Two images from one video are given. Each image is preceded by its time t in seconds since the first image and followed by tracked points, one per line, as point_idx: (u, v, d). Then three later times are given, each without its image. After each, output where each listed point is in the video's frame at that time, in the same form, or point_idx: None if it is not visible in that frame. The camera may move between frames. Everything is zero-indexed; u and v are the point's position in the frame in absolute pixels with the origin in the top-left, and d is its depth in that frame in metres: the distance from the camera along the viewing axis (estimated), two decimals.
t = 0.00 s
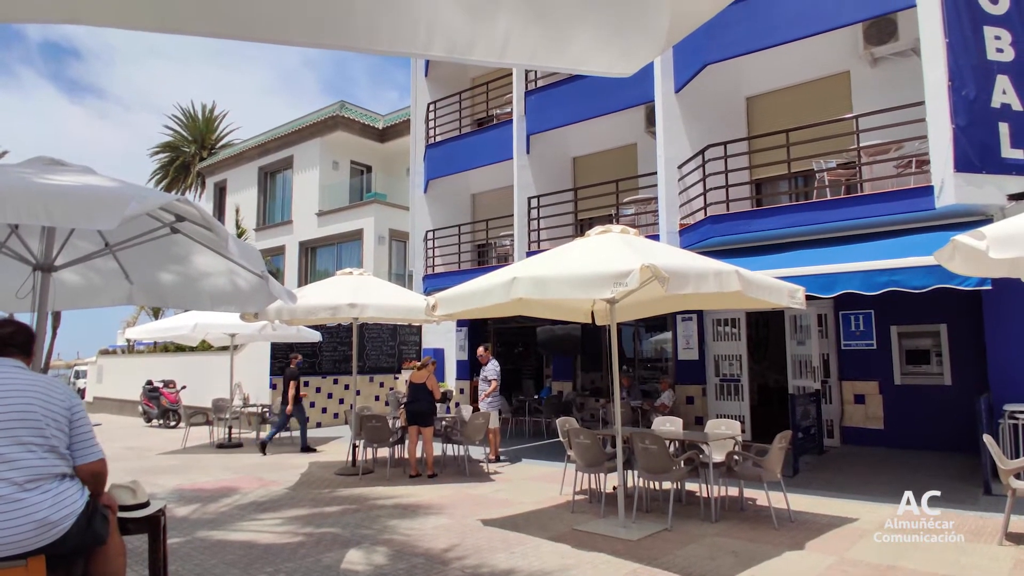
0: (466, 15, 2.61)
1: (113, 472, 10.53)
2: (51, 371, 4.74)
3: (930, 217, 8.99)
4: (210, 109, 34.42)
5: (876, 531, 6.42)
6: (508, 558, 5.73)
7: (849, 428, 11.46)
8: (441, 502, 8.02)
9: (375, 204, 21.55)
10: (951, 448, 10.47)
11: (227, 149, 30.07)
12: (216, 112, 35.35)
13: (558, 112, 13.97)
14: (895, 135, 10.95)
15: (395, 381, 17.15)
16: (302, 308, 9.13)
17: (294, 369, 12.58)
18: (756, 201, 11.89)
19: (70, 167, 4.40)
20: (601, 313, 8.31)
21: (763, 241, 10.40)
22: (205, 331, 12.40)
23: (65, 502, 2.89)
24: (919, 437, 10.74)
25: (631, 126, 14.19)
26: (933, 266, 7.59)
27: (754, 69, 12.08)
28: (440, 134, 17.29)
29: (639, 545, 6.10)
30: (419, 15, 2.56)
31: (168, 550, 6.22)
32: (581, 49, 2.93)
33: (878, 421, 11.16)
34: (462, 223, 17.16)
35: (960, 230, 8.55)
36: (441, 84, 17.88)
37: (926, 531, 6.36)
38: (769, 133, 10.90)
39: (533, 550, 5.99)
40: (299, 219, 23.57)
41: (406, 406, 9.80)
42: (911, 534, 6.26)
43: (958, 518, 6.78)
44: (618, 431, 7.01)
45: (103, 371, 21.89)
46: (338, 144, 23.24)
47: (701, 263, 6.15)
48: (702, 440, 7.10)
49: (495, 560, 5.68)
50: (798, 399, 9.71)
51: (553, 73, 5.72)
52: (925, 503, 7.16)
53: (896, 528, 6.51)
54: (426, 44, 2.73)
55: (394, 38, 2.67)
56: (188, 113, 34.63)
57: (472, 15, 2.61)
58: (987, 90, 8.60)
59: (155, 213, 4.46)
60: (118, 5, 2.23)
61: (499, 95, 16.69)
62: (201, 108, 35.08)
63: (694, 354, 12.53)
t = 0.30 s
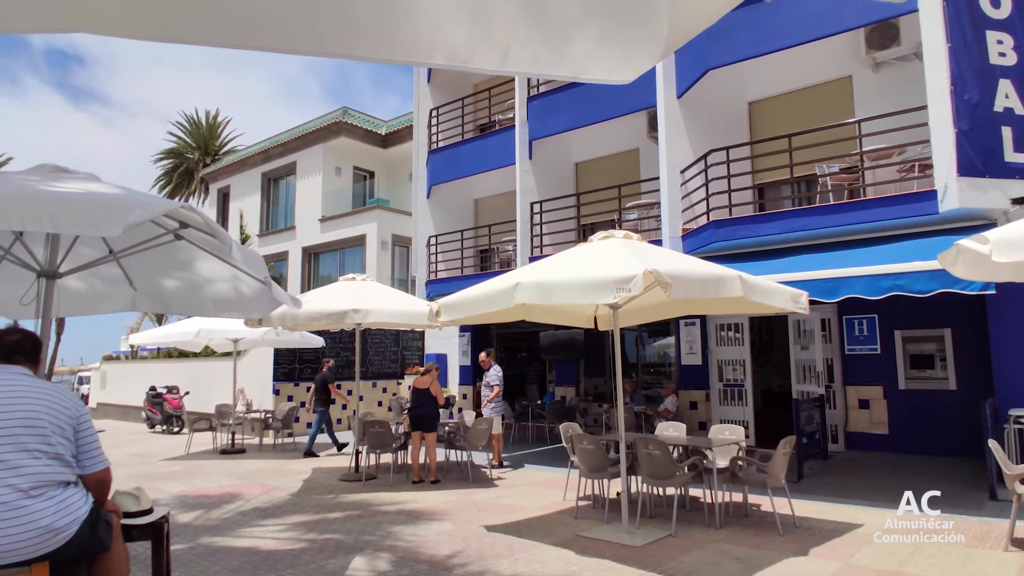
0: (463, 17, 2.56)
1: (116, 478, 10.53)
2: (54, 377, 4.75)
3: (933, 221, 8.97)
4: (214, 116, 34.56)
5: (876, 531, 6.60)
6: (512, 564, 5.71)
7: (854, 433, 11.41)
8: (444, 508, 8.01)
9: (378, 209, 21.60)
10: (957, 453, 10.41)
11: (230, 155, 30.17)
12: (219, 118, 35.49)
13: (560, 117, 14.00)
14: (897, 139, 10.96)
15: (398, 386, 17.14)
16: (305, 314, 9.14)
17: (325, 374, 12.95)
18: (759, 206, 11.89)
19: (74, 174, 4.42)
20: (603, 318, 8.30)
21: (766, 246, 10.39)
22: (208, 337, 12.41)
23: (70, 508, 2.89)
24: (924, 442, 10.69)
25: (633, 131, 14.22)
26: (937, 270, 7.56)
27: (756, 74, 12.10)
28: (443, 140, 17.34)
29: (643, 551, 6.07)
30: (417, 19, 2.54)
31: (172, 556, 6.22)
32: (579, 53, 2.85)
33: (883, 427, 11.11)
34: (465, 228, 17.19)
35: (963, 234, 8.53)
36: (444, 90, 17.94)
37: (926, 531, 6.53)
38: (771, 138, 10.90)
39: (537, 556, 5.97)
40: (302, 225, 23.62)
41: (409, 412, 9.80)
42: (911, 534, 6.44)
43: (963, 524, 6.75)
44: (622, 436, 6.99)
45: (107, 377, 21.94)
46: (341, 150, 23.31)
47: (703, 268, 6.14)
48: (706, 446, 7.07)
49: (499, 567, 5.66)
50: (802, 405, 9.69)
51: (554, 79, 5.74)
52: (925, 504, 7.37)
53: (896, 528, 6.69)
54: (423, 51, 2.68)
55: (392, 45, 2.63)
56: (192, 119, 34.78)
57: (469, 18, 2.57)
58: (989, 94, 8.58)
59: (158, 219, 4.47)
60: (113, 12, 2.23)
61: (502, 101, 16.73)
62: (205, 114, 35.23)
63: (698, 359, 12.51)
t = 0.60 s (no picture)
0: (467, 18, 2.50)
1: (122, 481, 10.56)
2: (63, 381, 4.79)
3: (940, 223, 8.94)
4: (219, 120, 34.72)
5: (876, 531, 6.72)
6: (518, 568, 5.71)
7: (860, 436, 11.37)
8: (449, 511, 8.00)
9: (383, 213, 21.64)
10: (965, 456, 10.36)
11: (235, 159, 30.27)
12: (225, 122, 35.62)
13: (564, 121, 14.02)
14: (903, 142, 10.93)
15: (403, 390, 17.14)
16: (311, 318, 9.16)
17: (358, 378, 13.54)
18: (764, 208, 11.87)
19: (81, 179, 4.45)
20: (608, 321, 8.29)
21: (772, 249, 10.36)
22: (214, 340, 12.44)
23: (78, 512, 2.90)
24: (932, 446, 10.64)
25: (637, 134, 14.21)
26: (944, 273, 7.52)
27: (761, 77, 12.08)
28: (447, 143, 17.38)
29: (649, 555, 6.05)
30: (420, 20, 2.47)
31: (178, 559, 6.23)
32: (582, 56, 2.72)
33: (890, 430, 11.05)
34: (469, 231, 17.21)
35: (970, 236, 8.49)
36: (448, 94, 17.98)
37: (926, 530, 6.67)
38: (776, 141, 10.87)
39: (542, 560, 5.96)
40: (307, 229, 23.68)
41: (414, 415, 9.80)
42: (913, 534, 6.57)
43: (970, 527, 6.72)
44: (627, 440, 6.97)
45: (113, 381, 22.02)
46: (345, 153, 23.36)
47: (709, 272, 6.13)
48: (712, 449, 7.04)
49: (504, 570, 5.65)
50: (809, 407, 9.65)
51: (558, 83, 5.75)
52: (925, 503, 7.55)
53: (896, 528, 6.81)
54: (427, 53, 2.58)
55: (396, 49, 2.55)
56: (198, 124, 34.93)
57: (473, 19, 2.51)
58: (995, 96, 8.55)
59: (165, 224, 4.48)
60: (112, 16, 2.21)
61: (506, 104, 16.75)
62: (211, 119, 35.36)
63: (703, 362, 12.48)
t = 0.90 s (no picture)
0: (476, 19, 2.48)
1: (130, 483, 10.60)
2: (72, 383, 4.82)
3: (948, 223, 8.88)
4: (226, 123, 34.87)
5: (877, 531, 6.74)
6: (525, 570, 5.70)
7: (869, 437, 11.32)
8: (456, 513, 8.00)
9: (388, 215, 21.69)
10: (974, 457, 10.29)
11: (242, 161, 30.39)
12: (231, 125, 35.77)
13: (570, 122, 14.02)
14: (911, 141, 10.87)
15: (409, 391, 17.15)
16: (318, 320, 9.18)
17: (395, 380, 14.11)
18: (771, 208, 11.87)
19: (90, 182, 4.48)
20: (615, 322, 8.28)
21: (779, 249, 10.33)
22: (221, 342, 12.49)
23: (87, 514, 2.91)
24: (940, 447, 10.57)
25: (643, 135, 14.19)
26: (953, 273, 7.48)
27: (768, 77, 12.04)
28: (453, 145, 17.42)
29: (657, 557, 6.04)
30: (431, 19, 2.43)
31: (186, 561, 6.25)
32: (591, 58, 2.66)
33: (898, 431, 10.99)
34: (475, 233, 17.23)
35: (979, 236, 8.44)
36: (454, 96, 18.02)
37: (927, 531, 6.69)
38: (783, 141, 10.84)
39: (550, 561, 5.95)
40: (313, 231, 23.75)
41: (420, 417, 9.81)
42: (913, 534, 6.58)
43: (979, 528, 6.68)
44: (634, 441, 6.96)
45: (121, 383, 22.12)
46: (351, 156, 23.43)
47: (716, 272, 6.11)
48: (719, 450, 7.02)
49: (512, 572, 5.65)
50: (816, 408, 9.61)
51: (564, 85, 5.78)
52: (925, 504, 7.60)
53: (897, 528, 6.83)
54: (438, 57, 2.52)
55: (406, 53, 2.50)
56: (204, 127, 35.08)
57: (484, 20, 2.49)
58: (1003, 95, 8.50)
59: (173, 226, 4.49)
60: (111, 18, 2.18)
61: (512, 106, 16.77)
62: (217, 122, 35.53)
63: (710, 363, 12.44)
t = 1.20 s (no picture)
0: (491, 22, 2.56)
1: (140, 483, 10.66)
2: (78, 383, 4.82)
3: (958, 221, 8.82)
4: (233, 125, 35.00)
5: (878, 531, 6.71)
6: (533, 570, 5.70)
7: (878, 437, 11.25)
8: (464, 513, 8.00)
9: (395, 215, 21.73)
10: (985, 458, 10.22)
11: (249, 162, 30.50)
12: (238, 127, 35.90)
13: (576, 121, 14.00)
14: (920, 139, 10.80)
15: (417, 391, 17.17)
16: (325, 320, 9.20)
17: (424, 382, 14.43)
18: (779, 207, 11.82)
19: (100, 183, 4.51)
20: (623, 321, 8.27)
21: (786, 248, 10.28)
22: (229, 343, 12.53)
23: (99, 513, 2.93)
24: (951, 447, 10.50)
25: (650, 134, 14.16)
26: (963, 272, 7.43)
27: (775, 76, 12.00)
28: (459, 145, 17.43)
29: (665, 557, 6.02)
30: (437, 25, 2.51)
31: (196, 560, 6.29)
32: (607, 61, 2.84)
33: (908, 430, 10.93)
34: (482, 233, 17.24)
35: (989, 234, 8.37)
36: (460, 96, 18.02)
37: (928, 531, 6.64)
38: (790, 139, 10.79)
39: (558, 561, 5.95)
40: (320, 232, 23.80)
41: (428, 417, 9.82)
42: (915, 534, 6.53)
43: (990, 528, 6.63)
44: (642, 441, 6.94)
45: (130, 383, 22.25)
46: (358, 156, 23.47)
47: (723, 271, 6.09)
48: (728, 450, 6.99)
49: (520, 572, 5.65)
50: (825, 408, 9.56)
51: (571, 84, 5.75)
52: (925, 504, 7.56)
53: (899, 527, 6.80)
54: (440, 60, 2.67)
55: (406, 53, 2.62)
56: (212, 128, 35.21)
57: (498, 23, 2.57)
58: (1012, 92, 8.44)
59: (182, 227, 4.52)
60: (120, 20, 2.25)
61: (518, 105, 16.76)
62: (225, 123, 35.67)
63: (717, 363, 12.40)
